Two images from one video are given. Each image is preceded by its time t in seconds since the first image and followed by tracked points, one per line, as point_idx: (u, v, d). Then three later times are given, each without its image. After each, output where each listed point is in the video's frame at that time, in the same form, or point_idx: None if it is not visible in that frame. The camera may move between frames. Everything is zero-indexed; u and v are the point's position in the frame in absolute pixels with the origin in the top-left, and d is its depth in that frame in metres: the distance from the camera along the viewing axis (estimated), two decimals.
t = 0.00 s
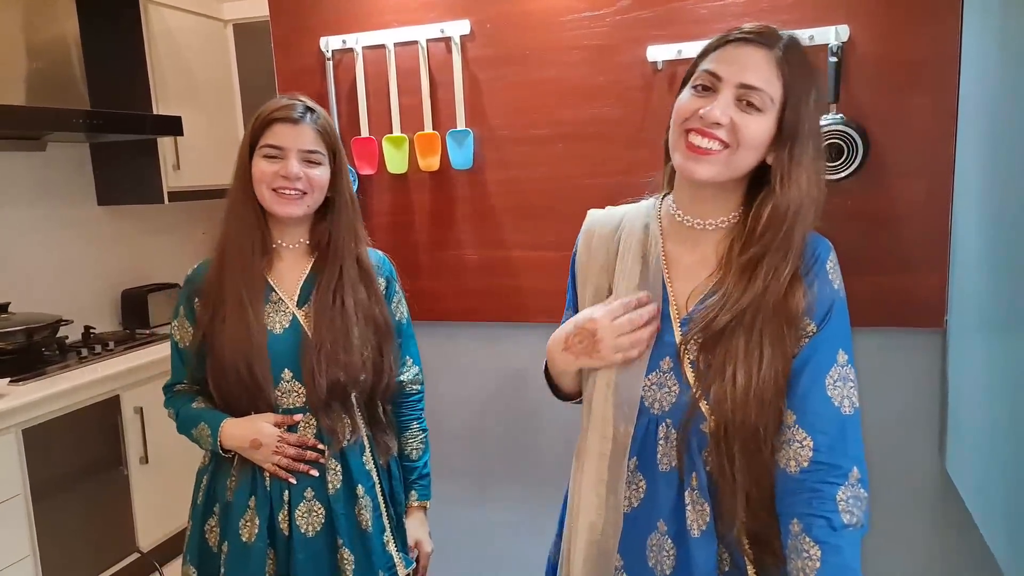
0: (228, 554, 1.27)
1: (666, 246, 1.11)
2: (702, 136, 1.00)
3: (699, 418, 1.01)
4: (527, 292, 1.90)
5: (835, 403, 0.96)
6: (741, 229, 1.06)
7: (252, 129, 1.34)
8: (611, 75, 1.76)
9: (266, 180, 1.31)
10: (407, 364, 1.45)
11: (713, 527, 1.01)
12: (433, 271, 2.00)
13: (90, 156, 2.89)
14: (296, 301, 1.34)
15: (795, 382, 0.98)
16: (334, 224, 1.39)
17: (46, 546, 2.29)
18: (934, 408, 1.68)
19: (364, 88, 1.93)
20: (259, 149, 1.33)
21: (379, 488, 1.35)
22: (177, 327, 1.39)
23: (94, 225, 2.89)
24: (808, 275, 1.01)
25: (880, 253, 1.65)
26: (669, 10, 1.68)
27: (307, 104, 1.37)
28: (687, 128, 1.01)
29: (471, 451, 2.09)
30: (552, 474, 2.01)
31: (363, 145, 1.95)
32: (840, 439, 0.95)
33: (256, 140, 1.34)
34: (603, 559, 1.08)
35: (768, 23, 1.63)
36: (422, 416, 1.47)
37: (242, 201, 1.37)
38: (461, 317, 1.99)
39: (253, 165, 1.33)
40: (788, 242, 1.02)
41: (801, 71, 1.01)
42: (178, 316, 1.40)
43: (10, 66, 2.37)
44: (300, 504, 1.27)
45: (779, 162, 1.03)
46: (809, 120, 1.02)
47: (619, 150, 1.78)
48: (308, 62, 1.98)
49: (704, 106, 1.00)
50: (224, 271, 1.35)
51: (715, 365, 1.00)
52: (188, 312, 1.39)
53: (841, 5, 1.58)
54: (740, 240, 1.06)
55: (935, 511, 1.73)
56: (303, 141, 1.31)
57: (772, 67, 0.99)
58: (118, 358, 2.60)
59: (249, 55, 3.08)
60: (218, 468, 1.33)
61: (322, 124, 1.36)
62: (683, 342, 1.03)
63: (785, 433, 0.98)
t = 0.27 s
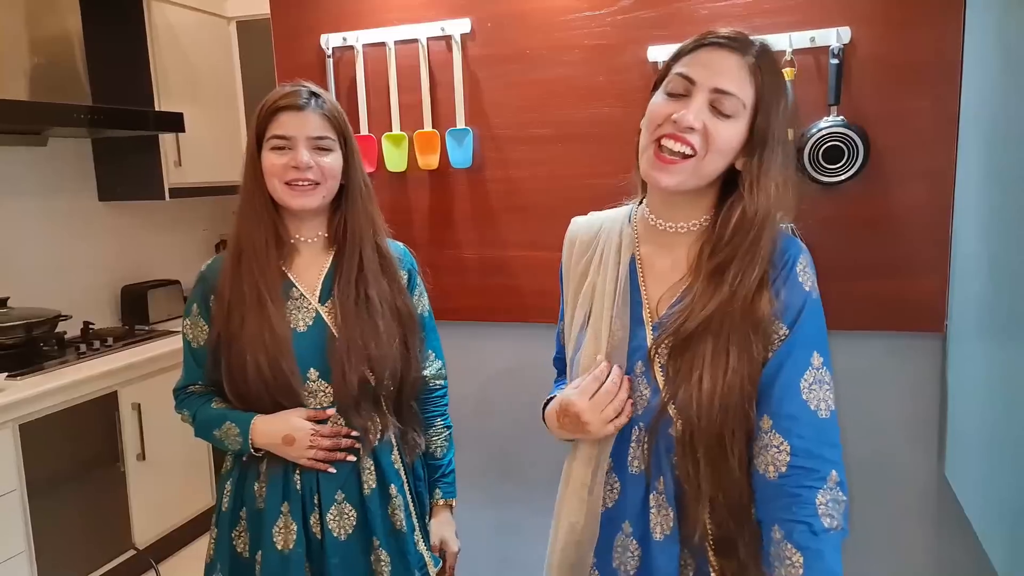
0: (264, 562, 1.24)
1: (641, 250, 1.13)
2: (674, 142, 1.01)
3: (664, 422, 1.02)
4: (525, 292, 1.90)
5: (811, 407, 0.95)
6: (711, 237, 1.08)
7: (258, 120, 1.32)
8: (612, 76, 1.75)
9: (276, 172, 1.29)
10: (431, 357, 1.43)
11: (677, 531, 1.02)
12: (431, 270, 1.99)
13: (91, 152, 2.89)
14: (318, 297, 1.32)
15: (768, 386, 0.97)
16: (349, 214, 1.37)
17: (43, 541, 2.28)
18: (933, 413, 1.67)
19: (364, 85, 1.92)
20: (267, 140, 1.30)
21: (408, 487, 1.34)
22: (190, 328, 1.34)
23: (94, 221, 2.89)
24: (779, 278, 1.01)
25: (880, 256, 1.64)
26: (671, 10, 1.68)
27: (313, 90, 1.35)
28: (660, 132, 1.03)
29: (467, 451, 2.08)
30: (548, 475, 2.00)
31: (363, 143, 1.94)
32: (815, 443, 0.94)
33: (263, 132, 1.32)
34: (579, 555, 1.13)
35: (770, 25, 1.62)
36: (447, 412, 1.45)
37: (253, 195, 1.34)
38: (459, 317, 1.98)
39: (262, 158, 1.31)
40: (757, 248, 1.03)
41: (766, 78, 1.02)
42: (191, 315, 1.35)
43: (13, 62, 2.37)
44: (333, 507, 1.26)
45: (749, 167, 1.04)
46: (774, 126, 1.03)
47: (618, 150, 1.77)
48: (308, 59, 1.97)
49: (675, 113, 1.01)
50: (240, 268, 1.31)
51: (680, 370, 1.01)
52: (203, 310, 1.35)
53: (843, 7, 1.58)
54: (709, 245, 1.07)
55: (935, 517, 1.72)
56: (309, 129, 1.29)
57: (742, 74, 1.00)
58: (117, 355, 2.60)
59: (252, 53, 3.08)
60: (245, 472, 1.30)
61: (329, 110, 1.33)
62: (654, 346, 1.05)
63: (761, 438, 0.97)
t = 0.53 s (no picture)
0: (286, 567, 1.24)
1: (625, 252, 1.13)
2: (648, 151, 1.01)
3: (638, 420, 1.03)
4: (526, 294, 1.89)
5: (798, 410, 0.94)
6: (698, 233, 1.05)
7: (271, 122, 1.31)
8: (612, 77, 1.74)
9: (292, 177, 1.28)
10: (456, 363, 1.42)
11: (650, 530, 1.02)
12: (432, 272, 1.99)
13: (96, 155, 2.90)
14: (342, 301, 1.31)
15: (753, 390, 0.96)
16: (367, 214, 1.34)
17: (47, 543, 2.29)
18: (939, 415, 1.66)
19: (365, 88, 1.92)
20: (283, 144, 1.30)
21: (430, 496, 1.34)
22: (211, 324, 1.34)
23: (99, 224, 2.90)
24: (757, 279, 0.99)
25: (883, 257, 1.63)
26: (670, 11, 1.67)
27: (326, 88, 1.33)
28: (634, 144, 1.03)
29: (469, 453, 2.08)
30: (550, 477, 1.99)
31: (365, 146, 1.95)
32: (801, 447, 0.93)
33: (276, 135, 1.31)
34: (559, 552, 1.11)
35: (770, 24, 1.61)
36: (471, 421, 1.45)
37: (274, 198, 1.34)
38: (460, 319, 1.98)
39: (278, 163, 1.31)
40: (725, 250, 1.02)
41: (734, 77, 1.00)
42: (212, 311, 1.35)
43: (18, 66, 2.38)
44: (356, 514, 1.26)
45: (722, 168, 1.03)
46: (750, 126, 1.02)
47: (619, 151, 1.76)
48: (310, 62, 1.97)
49: (646, 124, 1.01)
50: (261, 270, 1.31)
51: (655, 370, 1.01)
52: (226, 309, 1.34)
53: (845, 7, 1.57)
54: (687, 244, 1.06)
55: (939, 520, 1.70)
56: (315, 130, 1.27)
57: (708, 77, 0.99)
58: (120, 357, 2.61)
59: (257, 56, 3.10)
60: (269, 472, 1.30)
61: (338, 108, 1.30)
62: (632, 346, 1.04)
63: (747, 443, 0.96)
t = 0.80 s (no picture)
0: None
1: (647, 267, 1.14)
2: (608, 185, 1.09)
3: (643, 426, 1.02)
4: (553, 299, 1.87)
5: (828, 432, 0.91)
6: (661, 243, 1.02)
7: (267, 124, 1.20)
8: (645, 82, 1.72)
9: (294, 189, 1.21)
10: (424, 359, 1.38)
11: (646, 539, 1.02)
12: (458, 276, 1.97)
13: (121, 153, 2.91)
14: (320, 307, 1.26)
15: (777, 413, 0.93)
16: (358, 224, 1.31)
17: (66, 540, 2.29)
18: (973, 431, 1.62)
19: (394, 90, 1.91)
20: (280, 151, 1.20)
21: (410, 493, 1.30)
22: (185, 346, 1.22)
23: (123, 221, 2.90)
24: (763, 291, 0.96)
25: (920, 269, 1.60)
26: (706, 16, 1.65)
27: (321, 96, 1.25)
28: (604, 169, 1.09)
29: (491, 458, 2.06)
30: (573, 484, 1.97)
31: (392, 148, 1.94)
32: (828, 471, 0.90)
33: (270, 138, 1.20)
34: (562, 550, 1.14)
35: (808, 32, 1.59)
36: (439, 415, 1.39)
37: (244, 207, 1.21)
38: (484, 323, 1.96)
39: (272, 168, 1.20)
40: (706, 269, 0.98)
41: (731, 114, 0.97)
42: (187, 332, 1.23)
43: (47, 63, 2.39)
44: (343, 522, 1.21)
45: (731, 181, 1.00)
46: (733, 165, 0.98)
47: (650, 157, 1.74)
48: (339, 63, 1.97)
49: (620, 163, 1.04)
50: (241, 281, 1.20)
51: (659, 383, 1.00)
52: (201, 326, 1.23)
53: (885, 15, 1.54)
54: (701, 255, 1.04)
55: (972, 538, 1.67)
56: (332, 142, 1.23)
57: (688, 126, 0.98)
58: (140, 355, 2.60)
59: (282, 57, 3.09)
60: (248, 491, 1.22)
61: (342, 120, 1.27)
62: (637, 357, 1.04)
63: (775, 468, 0.93)
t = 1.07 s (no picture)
0: None
1: (653, 260, 1.12)
2: (682, 171, 1.00)
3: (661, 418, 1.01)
4: (556, 300, 1.88)
5: (833, 420, 0.92)
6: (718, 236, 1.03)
7: (278, 122, 1.20)
8: (649, 83, 1.73)
9: (305, 186, 1.22)
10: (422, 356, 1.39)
11: (667, 531, 1.00)
12: (462, 276, 1.98)
13: (128, 154, 2.93)
14: (320, 305, 1.27)
15: (782, 402, 0.94)
16: (358, 224, 1.33)
17: (72, 538, 2.30)
18: (975, 430, 1.63)
19: (399, 90, 1.92)
20: (292, 149, 1.21)
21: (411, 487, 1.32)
22: (186, 347, 1.23)
23: (129, 221, 2.92)
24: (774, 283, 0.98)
25: (922, 269, 1.61)
26: (710, 18, 1.66)
27: (326, 97, 1.27)
28: (682, 152, 0.99)
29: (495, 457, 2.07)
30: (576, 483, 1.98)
31: (397, 149, 1.95)
32: (832, 459, 0.91)
33: (282, 135, 1.21)
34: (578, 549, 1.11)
35: (812, 33, 1.60)
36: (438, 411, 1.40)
37: (252, 204, 1.21)
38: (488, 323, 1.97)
39: (283, 165, 1.21)
40: (742, 249, 1.00)
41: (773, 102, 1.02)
42: (187, 332, 1.24)
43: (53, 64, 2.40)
44: (347, 518, 1.22)
45: (750, 175, 1.02)
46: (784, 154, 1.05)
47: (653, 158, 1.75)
48: (344, 64, 1.97)
49: (711, 146, 0.99)
50: (247, 278, 1.21)
51: (678, 375, 0.99)
52: (202, 327, 1.23)
53: (889, 16, 1.55)
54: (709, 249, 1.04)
55: (975, 538, 1.67)
56: (339, 142, 1.25)
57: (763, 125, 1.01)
58: (145, 355, 2.62)
59: (287, 58, 3.10)
60: (252, 491, 1.22)
61: (346, 120, 1.29)
62: (656, 350, 1.03)
63: (781, 455, 0.94)
